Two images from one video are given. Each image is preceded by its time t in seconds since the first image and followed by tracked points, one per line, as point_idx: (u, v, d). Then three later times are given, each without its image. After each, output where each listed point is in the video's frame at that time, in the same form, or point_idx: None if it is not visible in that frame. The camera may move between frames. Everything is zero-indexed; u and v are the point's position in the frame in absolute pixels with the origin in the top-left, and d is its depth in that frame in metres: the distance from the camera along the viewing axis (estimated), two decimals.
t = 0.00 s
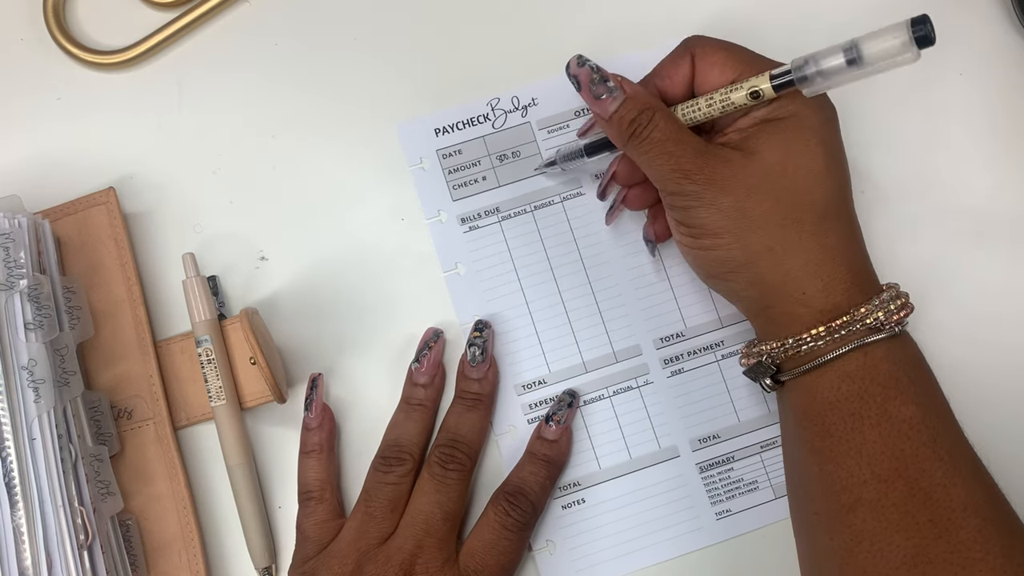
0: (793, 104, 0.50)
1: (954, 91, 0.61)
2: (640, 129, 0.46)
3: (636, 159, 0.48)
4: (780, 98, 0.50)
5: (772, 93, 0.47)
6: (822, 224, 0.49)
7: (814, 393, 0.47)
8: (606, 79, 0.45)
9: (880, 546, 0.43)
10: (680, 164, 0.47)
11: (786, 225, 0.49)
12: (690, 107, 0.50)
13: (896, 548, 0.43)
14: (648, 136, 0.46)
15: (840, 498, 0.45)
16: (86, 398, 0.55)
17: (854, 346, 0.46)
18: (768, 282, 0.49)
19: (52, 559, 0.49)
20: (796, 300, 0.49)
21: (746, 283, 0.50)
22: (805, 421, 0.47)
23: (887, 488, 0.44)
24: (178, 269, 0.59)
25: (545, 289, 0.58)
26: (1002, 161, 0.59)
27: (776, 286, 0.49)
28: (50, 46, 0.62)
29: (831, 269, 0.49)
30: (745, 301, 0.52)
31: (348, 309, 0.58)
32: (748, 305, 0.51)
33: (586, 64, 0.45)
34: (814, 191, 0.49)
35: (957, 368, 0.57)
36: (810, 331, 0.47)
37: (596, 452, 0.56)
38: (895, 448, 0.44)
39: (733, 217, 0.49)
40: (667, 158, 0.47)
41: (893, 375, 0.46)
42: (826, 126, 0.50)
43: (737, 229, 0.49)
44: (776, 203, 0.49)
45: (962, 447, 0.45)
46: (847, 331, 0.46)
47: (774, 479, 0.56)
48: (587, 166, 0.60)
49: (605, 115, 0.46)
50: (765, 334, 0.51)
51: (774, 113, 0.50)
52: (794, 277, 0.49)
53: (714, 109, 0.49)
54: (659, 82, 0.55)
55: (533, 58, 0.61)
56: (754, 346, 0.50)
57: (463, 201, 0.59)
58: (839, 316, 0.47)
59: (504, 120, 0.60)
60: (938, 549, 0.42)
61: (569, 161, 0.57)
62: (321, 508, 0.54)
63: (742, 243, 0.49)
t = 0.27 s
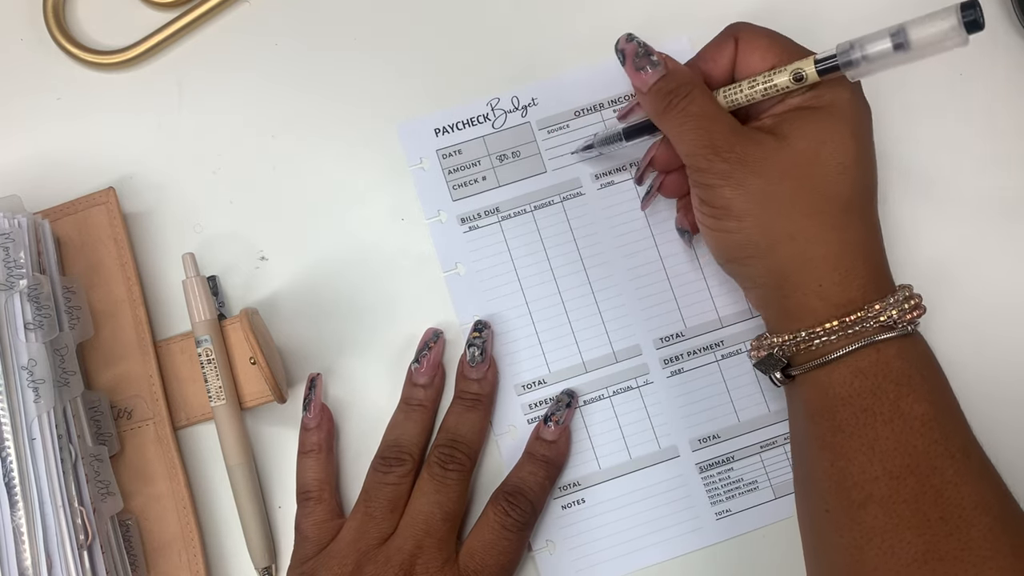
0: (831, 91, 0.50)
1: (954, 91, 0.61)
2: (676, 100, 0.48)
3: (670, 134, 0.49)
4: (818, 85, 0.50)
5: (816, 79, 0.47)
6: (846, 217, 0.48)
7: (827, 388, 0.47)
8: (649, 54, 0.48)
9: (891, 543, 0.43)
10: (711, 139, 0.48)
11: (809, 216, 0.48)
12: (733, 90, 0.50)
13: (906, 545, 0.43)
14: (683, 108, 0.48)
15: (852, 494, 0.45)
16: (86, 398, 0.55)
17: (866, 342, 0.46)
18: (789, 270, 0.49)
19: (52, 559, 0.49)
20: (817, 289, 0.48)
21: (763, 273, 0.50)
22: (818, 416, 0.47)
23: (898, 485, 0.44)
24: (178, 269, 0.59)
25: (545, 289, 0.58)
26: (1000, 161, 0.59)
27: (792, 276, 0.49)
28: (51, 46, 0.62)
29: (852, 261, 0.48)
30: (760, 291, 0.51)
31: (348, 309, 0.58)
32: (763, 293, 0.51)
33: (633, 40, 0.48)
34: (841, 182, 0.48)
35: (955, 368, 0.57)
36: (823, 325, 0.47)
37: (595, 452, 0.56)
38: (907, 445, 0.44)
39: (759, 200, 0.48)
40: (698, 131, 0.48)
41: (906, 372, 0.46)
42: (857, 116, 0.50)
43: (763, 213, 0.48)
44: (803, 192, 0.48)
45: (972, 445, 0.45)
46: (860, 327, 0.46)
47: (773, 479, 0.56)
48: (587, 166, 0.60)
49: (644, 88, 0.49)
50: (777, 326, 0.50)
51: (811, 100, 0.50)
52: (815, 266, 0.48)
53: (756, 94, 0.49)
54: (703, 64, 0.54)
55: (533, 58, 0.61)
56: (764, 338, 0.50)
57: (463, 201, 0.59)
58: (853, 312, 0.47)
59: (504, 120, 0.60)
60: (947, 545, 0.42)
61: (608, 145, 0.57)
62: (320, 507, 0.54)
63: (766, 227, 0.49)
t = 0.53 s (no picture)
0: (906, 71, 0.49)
1: (954, 92, 0.60)
2: (751, 63, 0.49)
3: (741, 100, 0.49)
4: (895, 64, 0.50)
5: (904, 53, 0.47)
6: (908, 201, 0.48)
7: (869, 371, 0.46)
8: (733, 25, 0.52)
9: (927, 530, 0.41)
10: (785, 104, 0.48)
11: (869, 197, 0.47)
12: (815, 66, 0.50)
13: (943, 533, 0.41)
14: (761, 71, 0.48)
15: (889, 480, 0.43)
16: (86, 398, 0.55)
17: (910, 330, 0.45)
18: (843, 246, 0.48)
19: (52, 559, 0.49)
20: (872, 269, 0.47)
21: (815, 254, 0.49)
22: (858, 400, 0.46)
23: (937, 473, 0.42)
24: (178, 269, 0.59)
25: (545, 290, 0.58)
26: (999, 163, 0.59)
27: (841, 257, 0.48)
28: (50, 46, 0.62)
29: (910, 245, 0.47)
30: (810, 272, 0.50)
31: (348, 310, 0.58)
32: (809, 273, 0.50)
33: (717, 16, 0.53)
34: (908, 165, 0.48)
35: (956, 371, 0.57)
36: (869, 309, 0.46)
37: (594, 454, 0.56)
38: (949, 434, 0.43)
39: (826, 171, 0.47)
40: (770, 95, 0.48)
41: (951, 361, 0.45)
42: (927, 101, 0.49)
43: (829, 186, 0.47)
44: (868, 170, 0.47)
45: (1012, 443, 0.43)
46: (906, 314, 0.45)
47: (772, 483, 0.56)
48: (588, 167, 0.60)
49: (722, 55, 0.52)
50: (818, 310, 0.49)
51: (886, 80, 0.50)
52: (874, 245, 0.47)
53: (838, 71, 0.49)
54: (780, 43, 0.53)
55: (533, 58, 0.61)
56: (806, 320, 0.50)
57: (464, 202, 0.59)
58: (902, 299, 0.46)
59: (506, 120, 0.60)
60: (985, 537, 0.40)
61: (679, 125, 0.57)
62: (320, 508, 0.54)
63: (826, 202, 0.48)
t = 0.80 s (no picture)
0: (908, 70, 0.49)
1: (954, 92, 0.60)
2: (756, 61, 0.49)
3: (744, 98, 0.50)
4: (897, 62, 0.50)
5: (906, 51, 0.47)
6: (910, 198, 0.48)
7: (865, 370, 0.46)
8: (737, 24, 0.52)
9: (922, 529, 0.41)
10: (788, 102, 0.48)
11: (871, 194, 0.47)
12: (818, 64, 0.50)
13: (939, 532, 0.40)
14: (767, 70, 0.48)
15: (885, 478, 0.43)
16: (86, 398, 0.55)
17: (907, 329, 0.45)
18: (841, 244, 0.48)
19: (52, 559, 0.49)
20: (872, 266, 0.47)
21: (817, 254, 0.49)
22: (855, 399, 0.46)
23: (933, 471, 0.42)
24: (178, 269, 0.59)
25: (546, 291, 0.58)
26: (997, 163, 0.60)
27: (842, 256, 0.48)
28: (51, 46, 0.62)
29: (909, 241, 0.47)
30: (810, 270, 0.50)
31: (348, 310, 0.58)
32: (809, 271, 0.50)
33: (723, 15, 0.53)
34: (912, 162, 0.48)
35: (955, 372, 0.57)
36: (867, 308, 0.46)
37: (593, 455, 0.56)
38: (945, 433, 0.43)
39: (828, 169, 0.47)
40: (773, 93, 0.48)
41: (948, 361, 0.45)
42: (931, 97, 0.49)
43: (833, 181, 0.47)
44: (871, 166, 0.47)
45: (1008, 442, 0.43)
46: (904, 313, 0.45)
47: (770, 488, 0.56)
48: (590, 169, 0.60)
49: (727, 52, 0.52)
50: (817, 307, 0.49)
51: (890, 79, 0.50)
52: (872, 243, 0.47)
53: (841, 69, 0.49)
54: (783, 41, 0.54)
55: (533, 58, 0.61)
56: (804, 319, 0.50)
57: (466, 202, 0.59)
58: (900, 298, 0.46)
59: (510, 121, 0.60)
60: (980, 536, 0.40)
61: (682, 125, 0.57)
62: (319, 510, 0.54)
63: (826, 199, 0.48)
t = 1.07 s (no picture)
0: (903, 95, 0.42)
1: (953, 92, 0.59)
2: (768, 80, 0.39)
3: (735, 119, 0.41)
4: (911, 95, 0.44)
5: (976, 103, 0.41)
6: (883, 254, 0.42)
7: (836, 403, 0.44)
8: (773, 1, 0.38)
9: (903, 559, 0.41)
10: (774, 139, 0.40)
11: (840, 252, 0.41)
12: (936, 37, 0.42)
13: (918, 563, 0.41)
14: (771, 95, 0.39)
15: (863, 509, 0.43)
16: (86, 398, 0.55)
17: (882, 361, 0.42)
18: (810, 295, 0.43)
19: (52, 559, 0.49)
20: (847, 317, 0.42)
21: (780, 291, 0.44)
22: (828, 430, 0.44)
23: (908, 502, 0.41)
24: (178, 269, 0.59)
25: (545, 289, 0.58)
26: (1000, 159, 0.58)
27: (817, 306, 0.42)
28: (50, 45, 0.62)
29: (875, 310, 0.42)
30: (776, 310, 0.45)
31: (347, 310, 0.58)
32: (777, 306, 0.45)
33: None
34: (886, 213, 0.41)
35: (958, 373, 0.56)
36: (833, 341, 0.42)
37: (594, 452, 0.56)
38: (919, 464, 0.41)
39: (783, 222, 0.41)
40: (756, 129, 0.40)
41: (919, 385, 0.42)
42: (894, 123, 0.42)
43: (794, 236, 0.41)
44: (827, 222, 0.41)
45: (987, 455, 0.42)
46: (873, 346, 0.42)
47: (772, 479, 0.56)
48: (584, 166, 0.60)
49: (744, 41, 0.39)
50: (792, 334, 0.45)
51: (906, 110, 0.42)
52: (844, 301, 0.42)
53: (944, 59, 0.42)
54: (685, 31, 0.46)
55: (533, 58, 0.61)
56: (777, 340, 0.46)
57: (461, 202, 0.59)
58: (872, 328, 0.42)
59: (502, 120, 0.60)
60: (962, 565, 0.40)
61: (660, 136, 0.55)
62: (321, 512, 0.54)
63: (783, 251, 0.42)
